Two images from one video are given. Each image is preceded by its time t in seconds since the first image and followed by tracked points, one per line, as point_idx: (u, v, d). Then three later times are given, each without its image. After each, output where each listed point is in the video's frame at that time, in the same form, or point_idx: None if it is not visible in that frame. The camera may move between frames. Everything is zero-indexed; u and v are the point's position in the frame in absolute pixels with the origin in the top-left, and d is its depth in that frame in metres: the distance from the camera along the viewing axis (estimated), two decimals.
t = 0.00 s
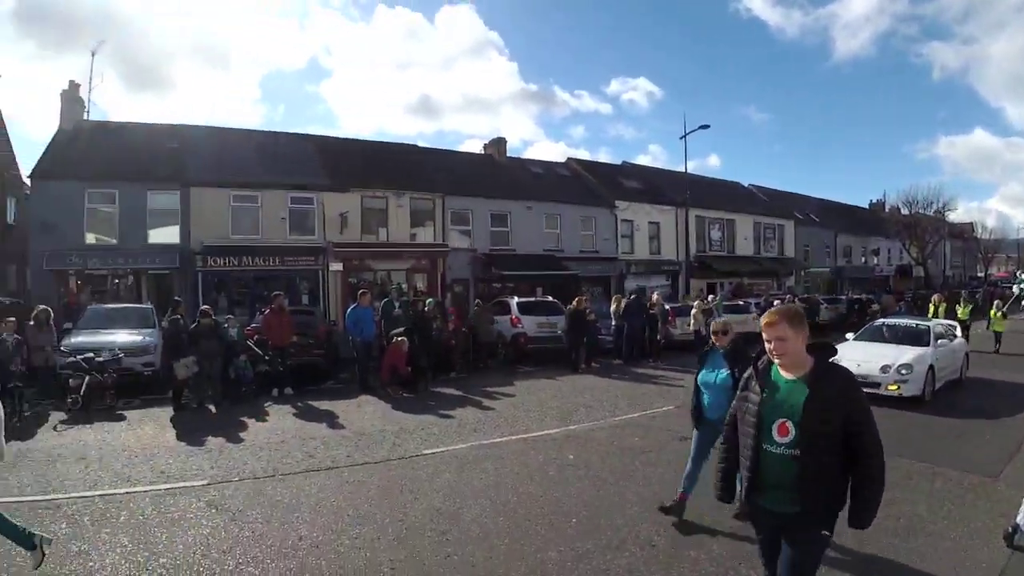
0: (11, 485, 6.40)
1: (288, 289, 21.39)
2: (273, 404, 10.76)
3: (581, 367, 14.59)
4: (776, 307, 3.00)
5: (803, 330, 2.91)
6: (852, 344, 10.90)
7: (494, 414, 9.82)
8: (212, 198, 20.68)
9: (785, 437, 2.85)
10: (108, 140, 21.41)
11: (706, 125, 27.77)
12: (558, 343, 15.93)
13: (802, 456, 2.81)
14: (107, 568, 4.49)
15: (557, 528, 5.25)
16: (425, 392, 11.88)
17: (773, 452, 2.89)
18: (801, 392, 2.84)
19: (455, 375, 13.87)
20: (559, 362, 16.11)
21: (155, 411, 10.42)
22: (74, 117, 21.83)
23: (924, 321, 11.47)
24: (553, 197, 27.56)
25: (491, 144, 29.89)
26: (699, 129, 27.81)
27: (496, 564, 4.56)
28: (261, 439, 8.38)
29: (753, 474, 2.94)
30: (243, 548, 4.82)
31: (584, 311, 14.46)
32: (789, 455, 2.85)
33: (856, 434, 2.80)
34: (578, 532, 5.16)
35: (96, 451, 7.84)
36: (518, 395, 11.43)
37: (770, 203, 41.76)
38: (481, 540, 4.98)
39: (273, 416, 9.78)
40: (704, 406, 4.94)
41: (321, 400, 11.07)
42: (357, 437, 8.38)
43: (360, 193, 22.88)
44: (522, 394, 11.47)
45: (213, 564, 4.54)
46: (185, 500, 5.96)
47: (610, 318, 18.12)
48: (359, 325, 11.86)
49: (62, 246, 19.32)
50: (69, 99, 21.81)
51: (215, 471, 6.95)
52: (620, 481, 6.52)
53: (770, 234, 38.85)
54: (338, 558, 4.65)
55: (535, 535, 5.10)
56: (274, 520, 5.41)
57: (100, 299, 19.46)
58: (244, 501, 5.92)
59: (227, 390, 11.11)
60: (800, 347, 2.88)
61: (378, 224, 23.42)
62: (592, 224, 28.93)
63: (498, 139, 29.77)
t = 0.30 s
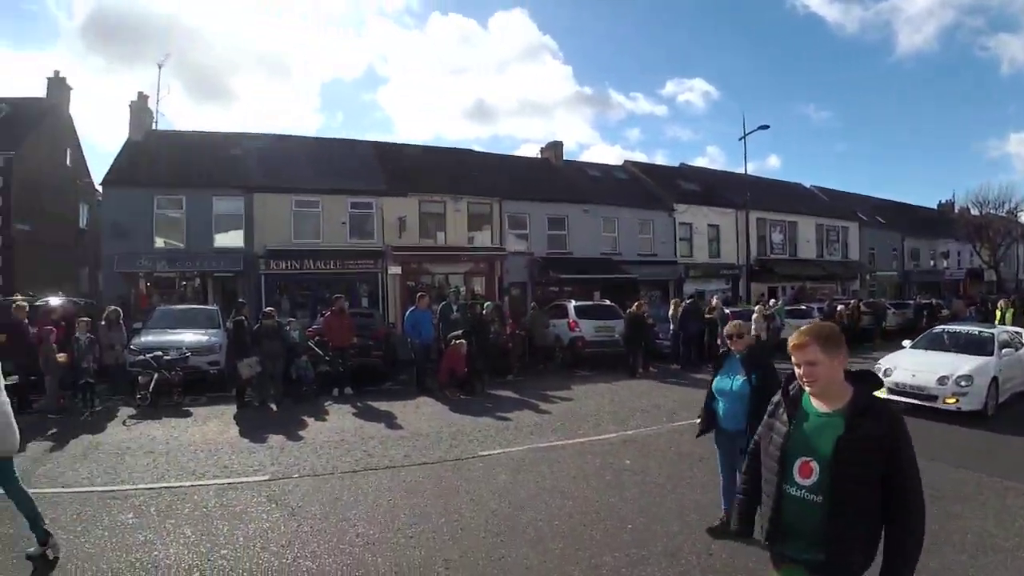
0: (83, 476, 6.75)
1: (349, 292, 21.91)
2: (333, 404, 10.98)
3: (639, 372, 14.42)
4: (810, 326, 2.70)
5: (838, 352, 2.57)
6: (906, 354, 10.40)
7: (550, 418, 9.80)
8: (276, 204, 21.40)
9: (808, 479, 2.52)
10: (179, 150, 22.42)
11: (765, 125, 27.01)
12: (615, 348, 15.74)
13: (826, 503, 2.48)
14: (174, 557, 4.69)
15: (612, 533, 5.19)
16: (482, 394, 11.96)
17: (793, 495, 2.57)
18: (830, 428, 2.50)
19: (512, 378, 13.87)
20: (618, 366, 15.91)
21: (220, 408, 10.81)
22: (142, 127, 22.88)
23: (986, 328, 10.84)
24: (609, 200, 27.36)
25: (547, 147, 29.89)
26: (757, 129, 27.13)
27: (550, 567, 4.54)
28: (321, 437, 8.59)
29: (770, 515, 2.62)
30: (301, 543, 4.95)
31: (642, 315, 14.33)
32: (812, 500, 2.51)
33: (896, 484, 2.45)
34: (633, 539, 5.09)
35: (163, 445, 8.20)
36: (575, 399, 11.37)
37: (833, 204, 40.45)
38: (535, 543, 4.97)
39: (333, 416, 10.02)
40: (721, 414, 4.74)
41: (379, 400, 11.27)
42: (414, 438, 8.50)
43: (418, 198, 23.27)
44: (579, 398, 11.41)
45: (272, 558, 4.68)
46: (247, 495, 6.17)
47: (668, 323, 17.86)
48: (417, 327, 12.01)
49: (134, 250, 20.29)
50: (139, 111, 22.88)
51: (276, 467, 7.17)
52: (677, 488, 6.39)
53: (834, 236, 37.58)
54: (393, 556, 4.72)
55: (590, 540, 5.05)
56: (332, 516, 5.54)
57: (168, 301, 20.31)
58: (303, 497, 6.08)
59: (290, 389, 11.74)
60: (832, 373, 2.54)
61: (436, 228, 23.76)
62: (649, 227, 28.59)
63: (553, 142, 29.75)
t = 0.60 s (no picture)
0: (197, 464, 7.26)
1: (448, 295, 22.40)
2: (431, 404, 11.22)
3: (740, 379, 14.00)
4: (863, 327, 2.47)
5: (894, 359, 2.35)
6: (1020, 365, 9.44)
7: (647, 424, 9.62)
8: (378, 209, 22.25)
9: (858, 509, 2.34)
10: (286, 159, 23.74)
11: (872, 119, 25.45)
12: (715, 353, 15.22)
13: (875, 535, 2.28)
14: (278, 544, 4.96)
15: (709, 544, 5.02)
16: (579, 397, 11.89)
17: (843, 524, 2.41)
18: (881, 448, 2.30)
19: (611, 382, 13.65)
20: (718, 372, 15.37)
21: (323, 404, 11.33)
22: (248, 139, 24.40)
23: None
24: (709, 201, 26.58)
25: (644, 148, 29.39)
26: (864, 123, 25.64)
27: None
28: (419, 436, 8.83)
29: (818, 543, 2.49)
30: (396, 537, 5.11)
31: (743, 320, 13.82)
32: (862, 531, 2.33)
33: (954, 507, 2.17)
34: (732, 551, 4.90)
35: (269, 438, 8.68)
36: (674, 405, 11.10)
37: (952, 203, 37.62)
38: (629, 551, 4.88)
39: (431, 415, 10.27)
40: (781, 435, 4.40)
41: (476, 401, 11.45)
42: (510, 439, 8.58)
43: (515, 202, 23.51)
44: (678, 404, 11.13)
45: (367, 549, 4.86)
46: (347, 488, 6.43)
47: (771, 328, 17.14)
48: (514, 330, 12.01)
49: (245, 253, 21.58)
50: (249, 123, 24.41)
51: (374, 462, 7.43)
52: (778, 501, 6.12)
53: (948, 236, 34.90)
54: (486, 555, 4.78)
55: (684, 550, 4.91)
56: (427, 513, 5.67)
57: (275, 301, 21.50)
58: (400, 493, 6.27)
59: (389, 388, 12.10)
60: (890, 383, 2.33)
61: (533, 231, 23.90)
62: (750, 229, 27.54)
63: (650, 143, 29.21)
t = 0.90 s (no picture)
0: (293, 455, 7.64)
1: (541, 297, 22.52)
2: (521, 406, 11.24)
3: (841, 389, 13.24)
4: (864, 346, 2.11)
5: (894, 386, 1.99)
6: None
7: (742, 433, 9.28)
8: (473, 213, 22.69)
9: (850, 559, 2.04)
10: (382, 164, 24.60)
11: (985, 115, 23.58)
12: (814, 362, 14.49)
13: None
14: (370, 534, 5.14)
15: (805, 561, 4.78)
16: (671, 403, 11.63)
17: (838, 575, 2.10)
18: (874, 488, 1.99)
19: (706, 389, 13.21)
20: (817, 381, 14.62)
21: (416, 402, 11.64)
22: (348, 146, 25.45)
23: None
24: (811, 203, 25.34)
25: (741, 148, 28.40)
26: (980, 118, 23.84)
27: None
28: (508, 436, 8.88)
29: None
30: (482, 535, 5.17)
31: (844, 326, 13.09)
32: None
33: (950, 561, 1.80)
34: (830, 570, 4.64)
35: (364, 433, 9.02)
36: (773, 415, 10.62)
37: None
38: (719, 563, 4.71)
39: (522, 416, 10.33)
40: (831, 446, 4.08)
41: (566, 404, 11.42)
42: (598, 443, 8.50)
43: (609, 205, 23.31)
44: (776, 414, 10.66)
45: (454, 545, 4.95)
46: (437, 485, 6.56)
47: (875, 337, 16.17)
48: (607, 333, 11.94)
49: (346, 254, 22.50)
50: (347, 130, 25.48)
51: (465, 461, 7.55)
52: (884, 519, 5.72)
53: None
54: (571, 559, 4.75)
55: (777, 566, 4.69)
56: (514, 513, 5.70)
57: (372, 301, 22.36)
58: (488, 492, 6.34)
59: (481, 387, 12.23)
60: (889, 414, 1.98)
61: (627, 234, 23.63)
62: (854, 231, 26.04)
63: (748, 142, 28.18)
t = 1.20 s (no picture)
0: (379, 452, 7.87)
1: (627, 301, 22.23)
2: (605, 410, 11.09)
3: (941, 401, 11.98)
4: (843, 341, 1.99)
5: (871, 385, 1.87)
6: None
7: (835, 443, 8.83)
8: (558, 216, 22.69)
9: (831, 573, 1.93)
10: (464, 169, 25.00)
11: None
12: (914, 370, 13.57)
13: None
14: (453, 533, 5.23)
15: None
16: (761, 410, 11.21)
17: None
18: (862, 498, 1.88)
19: (797, 396, 12.61)
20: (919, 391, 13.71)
21: (500, 404, 11.75)
22: (434, 151, 26.01)
23: None
24: (914, 201, 23.82)
25: (835, 145, 27.06)
26: None
27: None
28: (591, 440, 8.81)
29: None
30: (563, 538, 5.17)
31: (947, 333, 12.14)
32: None
33: None
34: None
35: (449, 432, 9.20)
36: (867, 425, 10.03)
37: None
38: None
39: (607, 421, 10.23)
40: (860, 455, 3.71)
41: (651, 409, 11.21)
42: (682, 450, 8.30)
43: (697, 206, 22.74)
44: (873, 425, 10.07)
45: (536, 547, 4.96)
46: (518, 487, 6.60)
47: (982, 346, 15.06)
48: (695, 337, 11.75)
49: (433, 257, 22.99)
50: (433, 136, 26.01)
51: (548, 464, 7.57)
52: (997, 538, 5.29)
53: None
54: (653, 566, 4.66)
55: None
56: (596, 518, 5.65)
57: (458, 303, 22.78)
58: (571, 495, 6.32)
59: (566, 390, 12.18)
60: (869, 417, 1.87)
61: (716, 236, 22.99)
62: (957, 232, 24.30)
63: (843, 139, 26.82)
